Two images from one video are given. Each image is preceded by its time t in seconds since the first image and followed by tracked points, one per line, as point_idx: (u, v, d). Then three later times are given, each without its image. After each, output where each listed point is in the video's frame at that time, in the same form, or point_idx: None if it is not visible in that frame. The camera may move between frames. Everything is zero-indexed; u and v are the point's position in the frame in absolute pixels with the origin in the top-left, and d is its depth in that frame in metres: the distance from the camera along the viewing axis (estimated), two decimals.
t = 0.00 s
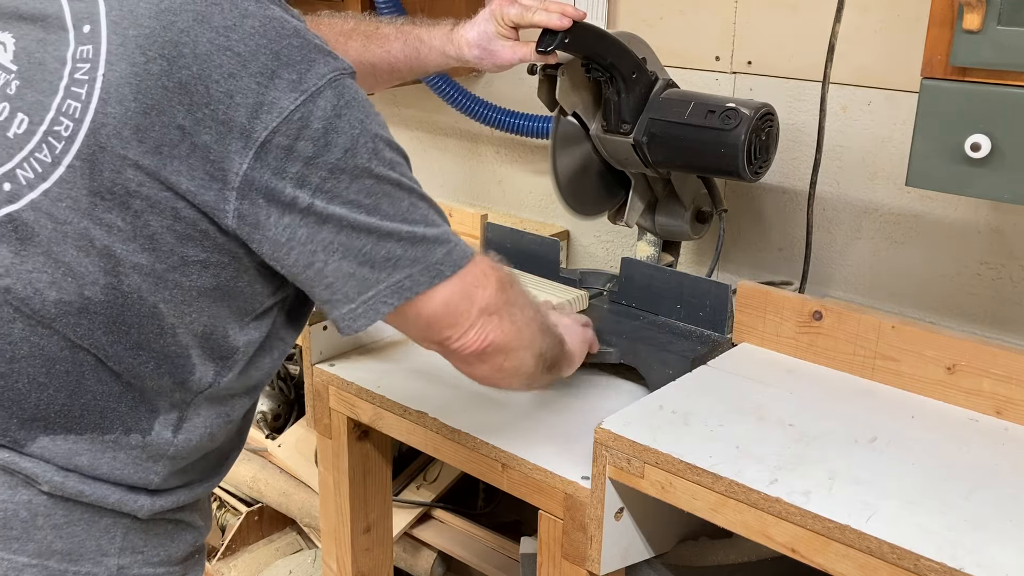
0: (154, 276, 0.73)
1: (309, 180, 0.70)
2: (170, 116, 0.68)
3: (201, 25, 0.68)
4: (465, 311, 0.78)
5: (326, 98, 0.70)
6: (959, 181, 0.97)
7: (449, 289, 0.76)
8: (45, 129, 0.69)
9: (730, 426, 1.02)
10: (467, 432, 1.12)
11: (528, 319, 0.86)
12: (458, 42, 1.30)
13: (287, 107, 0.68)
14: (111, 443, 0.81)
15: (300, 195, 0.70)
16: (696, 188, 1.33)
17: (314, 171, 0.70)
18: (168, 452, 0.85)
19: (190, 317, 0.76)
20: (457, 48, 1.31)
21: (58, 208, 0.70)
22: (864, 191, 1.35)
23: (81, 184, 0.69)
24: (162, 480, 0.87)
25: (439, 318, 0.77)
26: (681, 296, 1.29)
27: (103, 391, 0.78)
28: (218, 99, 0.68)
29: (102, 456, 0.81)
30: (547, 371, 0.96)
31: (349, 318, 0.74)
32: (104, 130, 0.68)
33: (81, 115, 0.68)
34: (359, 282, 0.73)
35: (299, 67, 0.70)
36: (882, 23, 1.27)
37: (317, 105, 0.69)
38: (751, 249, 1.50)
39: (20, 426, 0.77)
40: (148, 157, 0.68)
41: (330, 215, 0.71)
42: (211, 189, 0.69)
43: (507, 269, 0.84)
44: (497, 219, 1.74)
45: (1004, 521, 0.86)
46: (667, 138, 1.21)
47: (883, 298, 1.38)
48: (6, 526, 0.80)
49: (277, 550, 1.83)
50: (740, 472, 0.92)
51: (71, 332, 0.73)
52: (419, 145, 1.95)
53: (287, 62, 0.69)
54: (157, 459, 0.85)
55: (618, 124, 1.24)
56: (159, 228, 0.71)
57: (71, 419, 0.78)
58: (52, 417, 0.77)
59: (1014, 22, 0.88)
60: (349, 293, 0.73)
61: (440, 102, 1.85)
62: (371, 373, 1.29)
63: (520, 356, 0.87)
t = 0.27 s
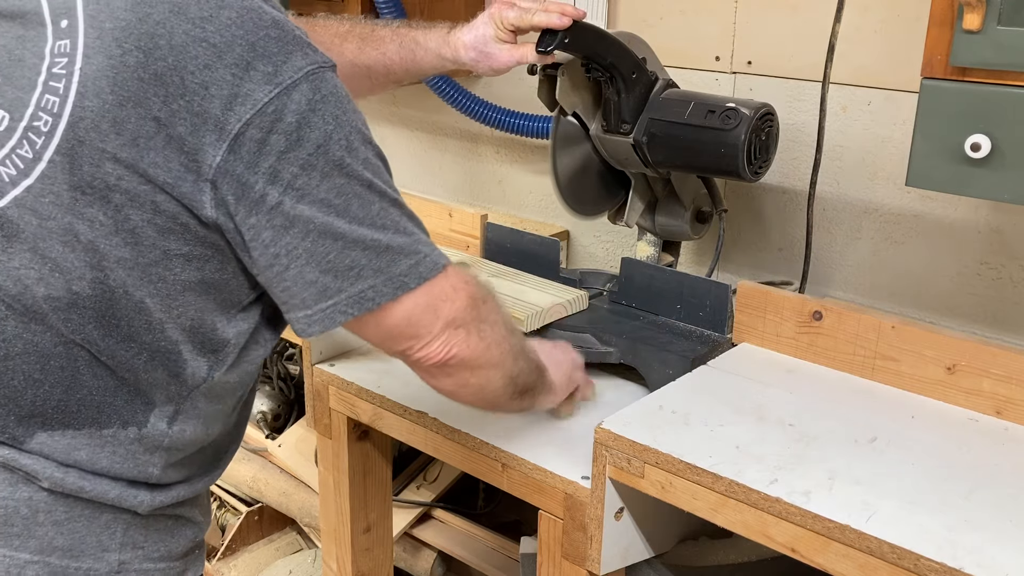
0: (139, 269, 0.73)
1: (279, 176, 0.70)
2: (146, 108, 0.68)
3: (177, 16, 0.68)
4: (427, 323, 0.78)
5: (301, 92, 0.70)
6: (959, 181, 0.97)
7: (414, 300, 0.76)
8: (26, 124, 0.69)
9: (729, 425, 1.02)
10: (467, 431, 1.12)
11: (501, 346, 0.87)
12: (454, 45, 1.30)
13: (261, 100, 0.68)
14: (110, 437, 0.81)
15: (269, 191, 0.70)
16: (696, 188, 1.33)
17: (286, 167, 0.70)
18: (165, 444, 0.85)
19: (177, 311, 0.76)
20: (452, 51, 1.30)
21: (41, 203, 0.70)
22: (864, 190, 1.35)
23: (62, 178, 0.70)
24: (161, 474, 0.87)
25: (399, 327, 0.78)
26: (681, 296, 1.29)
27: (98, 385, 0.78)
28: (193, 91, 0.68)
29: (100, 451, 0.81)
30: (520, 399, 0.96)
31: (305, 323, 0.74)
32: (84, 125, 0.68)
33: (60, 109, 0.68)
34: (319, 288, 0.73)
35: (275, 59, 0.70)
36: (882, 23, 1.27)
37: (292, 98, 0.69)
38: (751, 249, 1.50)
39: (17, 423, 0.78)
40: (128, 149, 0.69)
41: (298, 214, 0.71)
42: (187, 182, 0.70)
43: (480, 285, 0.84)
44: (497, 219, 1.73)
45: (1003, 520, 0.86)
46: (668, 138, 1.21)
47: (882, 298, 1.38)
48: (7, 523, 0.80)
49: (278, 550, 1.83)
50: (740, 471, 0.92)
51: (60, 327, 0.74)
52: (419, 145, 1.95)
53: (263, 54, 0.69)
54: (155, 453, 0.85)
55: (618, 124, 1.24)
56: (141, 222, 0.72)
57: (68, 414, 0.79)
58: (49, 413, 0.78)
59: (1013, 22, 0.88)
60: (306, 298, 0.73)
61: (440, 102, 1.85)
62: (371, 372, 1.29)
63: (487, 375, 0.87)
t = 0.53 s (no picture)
0: (129, 263, 0.74)
1: (266, 170, 0.72)
2: (135, 103, 0.70)
3: (164, 13, 0.70)
4: (410, 315, 0.81)
5: (287, 87, 0.72)
6: (960, 181, 0.97)
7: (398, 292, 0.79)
8: (16, 120, 0.71)
9: (729, 425, 1.02)
10: (466, 431, 1.12)
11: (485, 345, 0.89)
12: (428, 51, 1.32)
13: (248, 95, 0.71)
14: (102, 431, 0.82)
15: (255, 185, 0.72)
16: (696, 188, 1.33)
17: (272, 161, 0.72)
18: (157, 439, 0.85)
19: (167, 305, 0.77)
20: (427, 56, 1.32)
21: (32, 198, 0.71)
22: (864, 190, 1.35)
23: (52, 173, 0.71)
24: (154, 466, 0.88)
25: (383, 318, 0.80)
26: (681, 296, 1.29)
27: (90, 379, 0.79)
28: (181, 86, 0.70)
29: (93, 444, 0.82)
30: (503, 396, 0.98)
31: (288, 316, 0.76)
32: (73, 121, 0.70)
33: (50, 105, 0.70)
34: (303, 282, 0.75)
35: (261, 56, 0.72)
36: (882, 23, 1.27)
37: (277, 94, 0.71)
38: (751, 249, 1.50)
39: (10, 415, 0.79)
40: (116, 144, 0.70)
41: (284, 207, 0.73)
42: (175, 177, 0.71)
43: (465, 282, 0.87)
44: (497, 219, 1.73)
45: (1003, 520, 0.86)
46: (668, 138, 1.21)
47: (882, 297, 1.38)
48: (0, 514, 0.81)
49: (277, 550, 1.83)
50: (739, 471, 0.92)
51: (53, 320, 0.75)
52: (419, 145, 1.95)
53: (249, 51, 0.72)
54: (146, 446, 0.85)
55: (618, 124, 1.24)
56: (130, 216, 0.73)
57: (60, 407, 0.80)
58: (41, 406, 0.79)
59: (1013, 22, 0.88)
60: (289, 291, 0.75)
61: (440, 102, 1.85)
62: (371, 372, 1.29)
63: (470, 372, 0.89)
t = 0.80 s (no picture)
0: (131, 247, 0.74)
1: (259, 155, 0.72)
2: (135, 89, 0.70)
3: (165, 3, 0.71)
4: (397, 311, 0.81)
5: (281, 75, 0.73)
6: (960, 181, 0.97)
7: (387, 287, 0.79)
8: (21, 110, 0.71)
9: (729, 425, 1.02)
10: (466, 431, 1.12)
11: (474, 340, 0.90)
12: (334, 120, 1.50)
13: (243, 82, 0.71)
14: (103, 413, 0.82)
15: (249, 171, 0.73)
16: (696, 188, 1.33)
17: (266, 148, 0.72)
18: (159, 423, 0.84)
19: (168, 288, 0.77)
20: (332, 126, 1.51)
21: (37, 184, 0.72)
22: (864, 190, 1.35)
23: (57, 160, 0.71)
24: (155, 450, 0.87)
25: (371, 312, 0.80)
26: (681, 297, 1.29)
27: (92, 362, 0.79)
28: (179, 73, 0.71)
29: (94, 426, 0.82)
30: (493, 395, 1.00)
31: (278, 302, 0.76)
32: (76, 108, 0.70)
33: (54, 94, 0.70)
34: (293, 269, 0.75)
35: (257, 44, 0.73)
36: (883, 23, 1.27)
37: (272, 81, 0.72)
38: (751, 249, 1.50)
39: (14, 396, 0.79)
40: (118, 130, 0.71)
41: (275, 193, 0.73)
42: (174, 163, 0.72)
43: (453, 280, 0.86)
44: (497, 219, 1.73)
45: (1003, 520, 0.86)
46: (668, 138, 1.21)
47: (882, 297, 1.38)
48: (3, 493, 0.81)
49: (278, 550, 1.83)
50: (739, 472, 0.92)
51: (56, 303, 0.75)
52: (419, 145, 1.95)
53: (245, 39, 0.72)
54: (147, 430, 0.85)
55: (618, 124, 1.24)
56: (131, 202, 0.73)
57: (63, 389, 0.80)
58: (44, 387, 0.79)
59: (1013, 22, 0.88)
60: (280, 278, 0.76)
61: (440, 102, 1.85)
62: (371, 372, 1.29)
63: (458, 370, 0.90)
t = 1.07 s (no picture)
0: (138, 224, 0.77)
1: (255, 133, 0.74)
2: (139, 72, 0.72)
3: None
4: (386, 286, 0.80)
5: (277, 57, 0.74)
6: (960, 181, 0.97)
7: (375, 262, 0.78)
8: (32, 94, 0.74)
9: (729, 425, 1.02)
10: (466, 431, 1.12)
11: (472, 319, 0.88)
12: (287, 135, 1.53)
13: (239, 62, 0.73)
14: (110, 388, 0.83)
15: (246, 148, 0.74)
16: (696, 188, 1.33)
17: (261, 125, 0.74)
18: (165, 398, 0.86)
19: (173, 263, 0.79)
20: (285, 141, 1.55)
21: (48, 165, 0.74)
22: (864, 190, 1.35)
23: (66, 141, 0.74)
24: (159, 424, 0.88)
25: (360, 285, 0.79)
26: (681, 297, 1.29)
27: (100, 337, 0.81)
28: (179, 56, 0.73)
29: (99, 400, 0.83)
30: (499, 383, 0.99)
31: (277, 275, 0.77)
32: (84, 90, 0.73)
33: (62, 78, 0.73)
34: (290, 245, 0.75)
35: (253, 27, 0.74)
36: (883, 24, 1.27)
37: (268, 62, 0.74)
38: (751, 249, 1.50)
39: (25, 370, 0.81)
40: (123, 111, 0.73)
41: (270, 170, 0.74)
42: (177, 143, 0.74)
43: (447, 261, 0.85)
44: (497, 219, 1.73)
45: (1003, 520, 0.86)
46: (668, 138, 1.20)
47: (882, 297, 1.38)
48: (13, 466, 0.83)
49: (278, 550, 1.83)
50: (740, 471, 0.92)
51: (66, 278, 0.78)
52: (419, 145, 1.95)
53: (242, 23, 0.74)
54: (152, 404, 0.86)
55: (618, 124, 1.24)
56: (136, 179, 0.75)
57: (71, 363, 0.81)
58: (54, 362, 0.81)
59: (1013, 22, 0.88)
60: (278, 252, 0.76)
61: (440, 102, 1.85)
62: (371, 372, 1.29)
63: (455, 351, 0.88)
